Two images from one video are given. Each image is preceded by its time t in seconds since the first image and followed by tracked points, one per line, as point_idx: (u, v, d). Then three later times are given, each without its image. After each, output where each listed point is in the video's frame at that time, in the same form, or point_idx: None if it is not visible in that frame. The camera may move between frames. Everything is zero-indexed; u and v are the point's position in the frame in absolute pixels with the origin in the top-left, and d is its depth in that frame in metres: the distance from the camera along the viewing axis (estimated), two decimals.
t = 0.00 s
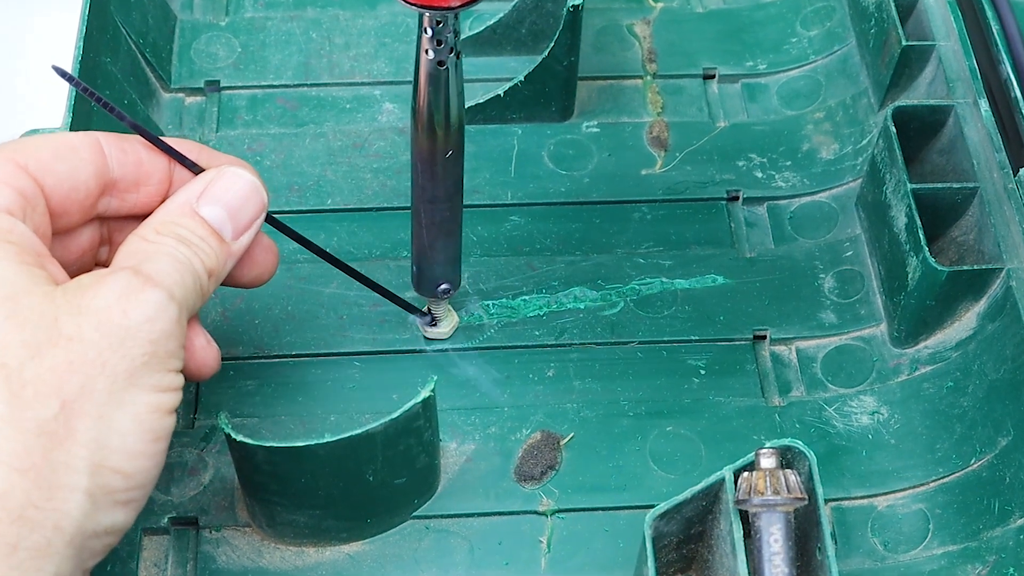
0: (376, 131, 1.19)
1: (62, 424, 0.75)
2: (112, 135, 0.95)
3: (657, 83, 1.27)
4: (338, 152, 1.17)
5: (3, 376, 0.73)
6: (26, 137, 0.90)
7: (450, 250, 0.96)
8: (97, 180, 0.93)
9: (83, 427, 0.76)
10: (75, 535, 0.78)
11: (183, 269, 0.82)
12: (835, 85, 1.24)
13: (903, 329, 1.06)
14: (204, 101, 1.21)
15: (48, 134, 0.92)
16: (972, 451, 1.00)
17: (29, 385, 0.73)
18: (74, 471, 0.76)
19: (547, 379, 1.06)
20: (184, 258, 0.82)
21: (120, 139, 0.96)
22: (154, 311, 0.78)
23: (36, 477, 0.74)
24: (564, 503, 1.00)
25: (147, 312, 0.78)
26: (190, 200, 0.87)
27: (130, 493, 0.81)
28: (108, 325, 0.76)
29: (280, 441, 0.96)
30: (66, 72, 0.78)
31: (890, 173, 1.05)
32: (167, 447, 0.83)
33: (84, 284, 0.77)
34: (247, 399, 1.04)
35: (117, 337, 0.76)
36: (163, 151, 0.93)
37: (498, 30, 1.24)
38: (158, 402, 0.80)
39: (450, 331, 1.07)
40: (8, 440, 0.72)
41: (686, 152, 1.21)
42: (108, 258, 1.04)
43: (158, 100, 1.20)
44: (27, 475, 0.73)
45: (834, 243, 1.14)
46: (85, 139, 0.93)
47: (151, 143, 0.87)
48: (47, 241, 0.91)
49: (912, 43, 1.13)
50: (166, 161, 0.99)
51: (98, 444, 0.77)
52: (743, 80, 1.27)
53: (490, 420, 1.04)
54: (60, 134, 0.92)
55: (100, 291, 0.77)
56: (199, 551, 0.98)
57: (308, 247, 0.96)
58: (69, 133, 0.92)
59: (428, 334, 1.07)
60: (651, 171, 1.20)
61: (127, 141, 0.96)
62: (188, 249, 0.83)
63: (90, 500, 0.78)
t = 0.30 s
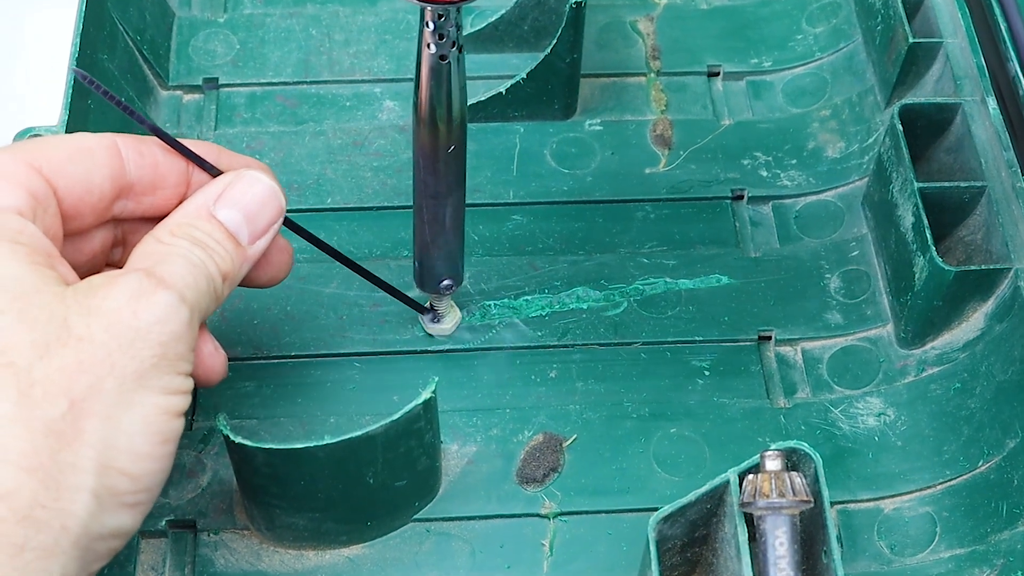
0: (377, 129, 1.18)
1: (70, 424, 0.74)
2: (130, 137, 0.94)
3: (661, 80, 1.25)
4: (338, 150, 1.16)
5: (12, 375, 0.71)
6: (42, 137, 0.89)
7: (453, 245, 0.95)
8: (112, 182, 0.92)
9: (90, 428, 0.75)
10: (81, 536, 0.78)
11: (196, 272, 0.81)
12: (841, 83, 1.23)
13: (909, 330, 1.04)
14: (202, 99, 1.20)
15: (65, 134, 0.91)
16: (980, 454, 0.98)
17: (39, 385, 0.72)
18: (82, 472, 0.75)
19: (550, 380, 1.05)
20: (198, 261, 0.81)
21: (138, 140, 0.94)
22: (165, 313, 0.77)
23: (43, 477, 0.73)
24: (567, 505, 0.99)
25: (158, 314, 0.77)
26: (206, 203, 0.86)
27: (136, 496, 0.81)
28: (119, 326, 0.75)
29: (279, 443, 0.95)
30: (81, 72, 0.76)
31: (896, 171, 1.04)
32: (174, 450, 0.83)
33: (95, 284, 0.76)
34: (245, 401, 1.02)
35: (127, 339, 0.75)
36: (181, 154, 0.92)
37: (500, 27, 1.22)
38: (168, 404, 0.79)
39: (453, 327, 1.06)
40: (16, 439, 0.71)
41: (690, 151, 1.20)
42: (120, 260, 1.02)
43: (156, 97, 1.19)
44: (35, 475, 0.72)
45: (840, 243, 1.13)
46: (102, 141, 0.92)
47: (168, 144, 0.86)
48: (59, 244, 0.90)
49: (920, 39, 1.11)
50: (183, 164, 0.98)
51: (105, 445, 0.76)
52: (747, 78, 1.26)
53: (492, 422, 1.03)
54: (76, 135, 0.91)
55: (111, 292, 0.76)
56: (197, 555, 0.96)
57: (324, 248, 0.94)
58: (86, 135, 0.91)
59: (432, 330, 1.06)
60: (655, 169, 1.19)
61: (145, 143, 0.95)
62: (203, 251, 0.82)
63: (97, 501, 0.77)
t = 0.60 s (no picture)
0: (377, 127, 1.17)
1: (80, 422, 0.72)
2: (144, 135, 0.92)
3: (665, 78, 1.24)
4: (338, 148, 1.15)
5: (21, 371, 0.70)
6: (53, 134, 0.87)
7: (455, 250, 0.94)
8: (125, 183, 0.90)
9: (99, 425, 0.74)
10: (88, 536, 0.76)
11: (207, 270, 0.80)
12: (847, 80, 1.21)
13: (916, 330, 1.03)
14: (201, 96, 1.19)
15: (77, 131, 0.89)
16: (987, 455, 0.97)
17: (49, 381, 0.71)
18: (90, 470, 0.74)
19: (552, 381, 1.04)
20: (210, 258, 0.80)
21: (152, 138, 0.92)
22: (176, 310, 0.76)
23: (51, 475, 0.72)
24: (570, 508, 0.97)
25: (170, 312, 0.76)
26: (219, 199, 0.85)
27: (143, 495, 0.80)
28: (129, 323, 0.74)
29: (278, 445, 0.94)
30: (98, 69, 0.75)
31: (903, 170, 1.03)
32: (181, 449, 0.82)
33: (105, 281, 0.75)
34: (244, 402, 1.01)
35: (138, 335, 0.74)
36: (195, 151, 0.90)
37: (502, 24, 1.21)
38: (177, 402, 0.78)
39: (454, 331, 1.05)
40: (24, 436, 0.70)
41: (694, 149, 1.19)
42: (128, 254, 1.01)
43: (154, 94, 1.17)
44: (43, 473, 0.71)
45: (845, 242, 1.11)
46: (115, 140, 0.90)
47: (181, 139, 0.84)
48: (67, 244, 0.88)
49: (927, 37, 1.10)
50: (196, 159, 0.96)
51: (114, 443, 0.75)
52: (752, 75, 1.25)
53: (494, 423, 1.01)
54: (90, 132, 0.89)
55: (121, 289, 0.75)
56: (195, 558, 0.95)
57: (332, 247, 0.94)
58: (100, 133, 0.89)
59: (432, 332, 1.05)
60: (659, 168, 1.17)
61: (158, 139, 0.93)
62: (214, 248, 0.81)
63: (104, 500, 0.76)
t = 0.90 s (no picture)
0: (377, 125, 1.16)
1: (69, 424, 0.72)
2: (132, 136, 0.91)
3: (669, 75, 1.23)
4: (338, 146, 1.14)
5: (9, 374, 0.69)
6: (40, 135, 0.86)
7: (455, 249, 0.92)
8: (112, 185, 0.90)
9: (88, 428, 0.73)
10: (77, 539, 0.76)
11: (196, 271, 0.78)
12: (853, 78, 1.20)
13: (923, 331, 1.02)
14: (199, 94, 1.18)
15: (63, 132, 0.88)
16: (995, 458, 0.96)
17: (37, 383, 0.70)
18: (79, 473, 0.73)
19: (555, 382, 1.02)
20: (198, 259, 0.78)
21: (140, 139, 0.91)
22: (164, 312, 0.75)
23: (40, 478, 0.71)
24: (573, 510, 0.96)
25: (158, 313, 0.74)
26: (207, 200, 0.83)
27: (133, 499, 0.79)
28: (117, 325, 0.73)
29: (278, 447, 0.93)
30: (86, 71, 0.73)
31: (910, 168, 1.01)
32: (171, 452, 0.81)
33: (92, 282, 0.74)
34: (243, 403, 1.00)
35: (125, 337, 0.73)
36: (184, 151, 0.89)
37: (504, 20, 1.20)
38: (166, 404, 0.77)
39: (454, 332, 1.04)
40: (13, 439, 0.69)
41: (698, 147, 1.18)
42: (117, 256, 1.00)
43: (151, 92, 1.16)
44: (32, 477, 0.71)
45: (852, 241, 1.10)
46: (102, 140, 0.89)
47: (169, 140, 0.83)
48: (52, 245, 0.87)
49: (934, 33, 1.09)
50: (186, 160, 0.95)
51: (103, 446, 0.74)
52: (757, 72, 1.24)
53: (495, 425, 1.00)
54: (76, 133, 0.88)
55: (109, 290, 0.73)
56: (194, 561, 0.94)
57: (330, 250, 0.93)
58: (86, 134, 0.88)
59: (432, 334, 1.03)
60: (663, 166, 1.16)
61: (146, 140, 0.92)
62: (203, 249, 0.80)
63: (94, 503, 0.75)
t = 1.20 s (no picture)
0: (378, 123, 1.15)
1: (78, 424, 0.70)
2: (152, 147, 0.89)
3: (672, 72, 1.22)
4: (338, 144, 1.13)
5: (19, 372, 0.68)
6: (59, 143, 0.84)
7: (463, 248, 0.91)
8: (130, 199, 0.88)
9: (97, 429, 0.71)
10: (85, 542, 0.74)
11: (210, 273, 0.78)
12: (859, 75, 1.19)
13: (930, 331, 1.00)
14: (197, 91, 1.17)
15: (84, 140, 0.86)
16: (1003, 460, 0.94)
17: (46, 383, 0.69)
18: (88, 474, 0.72)
19: (557, 384, 1.01)
20: (213, 261, 0.78)
21: (160, 148, 0.89)
22: (175, 313, 0.74)
23: (48, 478, 0.69)
24: (575, 513, 0.95)
25: (169, 314, 0.74)
26: (226, 201, 0.83)
27: (140, 501, 0.77)
28: (128, 325, 0.72)
29: (276, 448, 0.92)
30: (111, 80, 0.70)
31: (916, 167, 1.00)
32: (179, 455, 0.80)
33: (103, 281, 0.73)
34: (241, 405, 0.99)
35: (136, 338, 0.72)
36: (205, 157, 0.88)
37: (505, 17, 1.19)
38: (175, 406, 0.76)
39: (460, 332, 1.03)
40: (21, 438, 0.68)
41: (702, 145, 1.16)
42: (129, 256, 0.99)
43: (149, 90, 1.15)
44: (41, 476, 0.69)
45: (858, 241, 1.09)
46: (121, 152, 0.87)
47: (188, 142, 0.83)
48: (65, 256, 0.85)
49: (941, 30, 1.07)
50: (206, 167, 0.93)
51: (112, 446, 0.73)
52: (762, 70, 1.22)
53: (497, 426, 0.99)
54: (97, 143, 0.86)
55: (120, 290, 0.73)
56: (191, 564, 0.93)
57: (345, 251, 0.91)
58: (106, 145, 0.86)
59: (437, 333, 1.02)
60: (666, 165, 1.15)
61: (167, 149, 0.90)
62: (218, 251, 0.80)
63: (101, 505, 0.74)
